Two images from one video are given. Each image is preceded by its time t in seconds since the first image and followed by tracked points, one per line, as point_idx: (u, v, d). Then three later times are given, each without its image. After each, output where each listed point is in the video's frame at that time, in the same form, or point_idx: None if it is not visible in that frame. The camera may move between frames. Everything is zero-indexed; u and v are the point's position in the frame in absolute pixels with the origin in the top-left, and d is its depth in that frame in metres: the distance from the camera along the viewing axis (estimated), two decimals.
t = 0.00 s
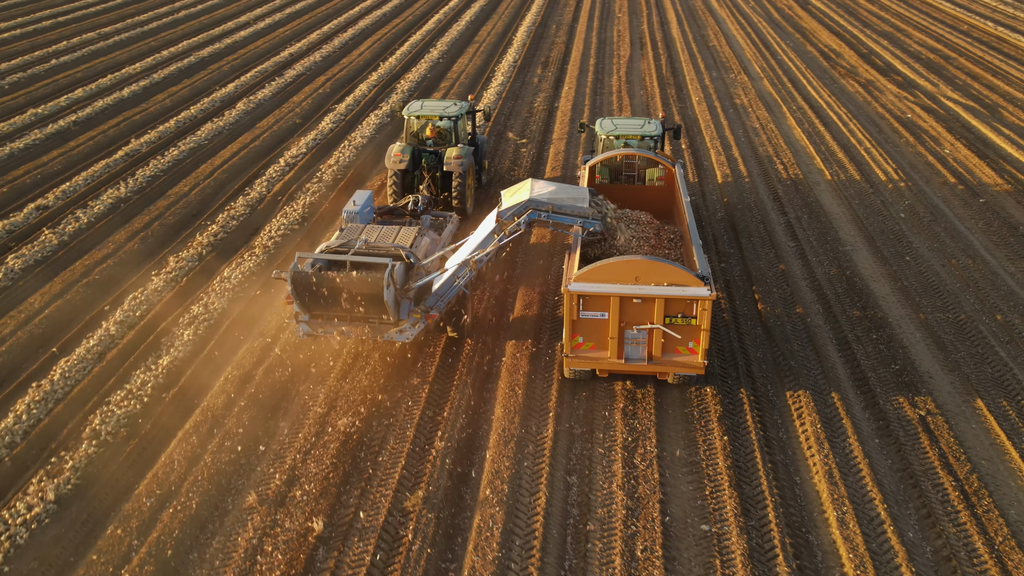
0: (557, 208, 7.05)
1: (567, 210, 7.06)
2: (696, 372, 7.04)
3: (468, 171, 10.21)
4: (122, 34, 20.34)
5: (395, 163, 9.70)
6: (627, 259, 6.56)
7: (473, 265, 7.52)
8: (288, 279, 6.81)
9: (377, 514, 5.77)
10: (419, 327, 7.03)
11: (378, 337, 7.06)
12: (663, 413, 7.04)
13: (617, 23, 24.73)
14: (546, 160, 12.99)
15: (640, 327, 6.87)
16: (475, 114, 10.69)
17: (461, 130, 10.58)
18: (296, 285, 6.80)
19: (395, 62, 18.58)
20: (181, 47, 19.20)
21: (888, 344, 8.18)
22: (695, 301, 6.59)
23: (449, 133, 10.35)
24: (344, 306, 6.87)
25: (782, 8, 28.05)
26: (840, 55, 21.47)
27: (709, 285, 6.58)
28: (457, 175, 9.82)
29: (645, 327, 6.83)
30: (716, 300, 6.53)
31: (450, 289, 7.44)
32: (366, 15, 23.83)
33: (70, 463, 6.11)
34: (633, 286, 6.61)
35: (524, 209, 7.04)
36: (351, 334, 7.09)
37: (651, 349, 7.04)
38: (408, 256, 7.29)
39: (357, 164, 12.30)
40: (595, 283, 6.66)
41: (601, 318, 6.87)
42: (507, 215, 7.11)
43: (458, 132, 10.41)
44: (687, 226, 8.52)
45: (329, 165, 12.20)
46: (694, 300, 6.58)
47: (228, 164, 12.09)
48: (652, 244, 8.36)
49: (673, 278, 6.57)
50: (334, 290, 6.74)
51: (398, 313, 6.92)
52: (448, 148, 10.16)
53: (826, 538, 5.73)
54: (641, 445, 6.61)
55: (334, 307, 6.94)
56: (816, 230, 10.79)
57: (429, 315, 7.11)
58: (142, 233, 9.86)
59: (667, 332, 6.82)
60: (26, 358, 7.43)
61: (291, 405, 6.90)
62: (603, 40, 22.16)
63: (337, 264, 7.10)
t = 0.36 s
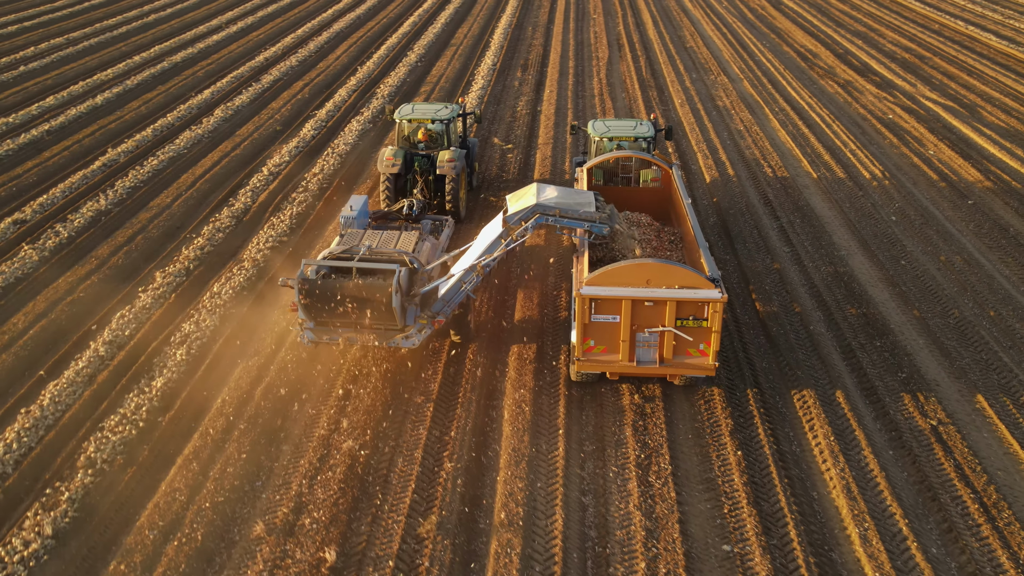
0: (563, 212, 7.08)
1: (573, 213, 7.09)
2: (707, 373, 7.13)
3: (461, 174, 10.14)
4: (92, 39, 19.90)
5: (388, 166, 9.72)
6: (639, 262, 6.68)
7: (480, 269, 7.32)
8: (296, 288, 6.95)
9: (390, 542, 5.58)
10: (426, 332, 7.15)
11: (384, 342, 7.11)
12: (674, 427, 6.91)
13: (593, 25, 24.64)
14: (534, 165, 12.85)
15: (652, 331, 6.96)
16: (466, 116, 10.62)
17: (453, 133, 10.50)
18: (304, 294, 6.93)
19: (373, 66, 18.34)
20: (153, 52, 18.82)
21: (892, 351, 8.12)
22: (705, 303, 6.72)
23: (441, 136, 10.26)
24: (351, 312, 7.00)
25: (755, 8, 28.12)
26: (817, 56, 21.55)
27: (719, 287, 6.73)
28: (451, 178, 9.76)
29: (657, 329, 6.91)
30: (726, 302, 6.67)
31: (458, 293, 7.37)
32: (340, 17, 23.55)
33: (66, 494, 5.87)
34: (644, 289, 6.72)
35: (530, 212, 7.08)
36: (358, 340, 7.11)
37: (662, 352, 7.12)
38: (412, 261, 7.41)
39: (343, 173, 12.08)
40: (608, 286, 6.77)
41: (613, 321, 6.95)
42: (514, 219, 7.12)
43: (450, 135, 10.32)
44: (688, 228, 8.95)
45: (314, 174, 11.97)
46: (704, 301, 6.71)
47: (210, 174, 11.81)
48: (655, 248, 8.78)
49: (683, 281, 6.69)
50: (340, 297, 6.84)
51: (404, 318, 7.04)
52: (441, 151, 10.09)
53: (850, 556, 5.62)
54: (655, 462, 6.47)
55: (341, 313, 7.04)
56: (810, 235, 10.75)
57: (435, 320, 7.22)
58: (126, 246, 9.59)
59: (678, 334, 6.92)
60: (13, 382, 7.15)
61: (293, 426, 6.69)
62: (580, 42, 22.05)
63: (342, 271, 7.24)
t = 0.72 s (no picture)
0: (575, 218, 7.06)
1: (585, 220, 7.07)
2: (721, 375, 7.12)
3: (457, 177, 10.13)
4: (64, 44, 19.45)
5: (384, 170, 9.68)
6: (653, 265, 6.64)
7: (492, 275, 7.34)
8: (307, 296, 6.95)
9: (410, 573, 5.39)
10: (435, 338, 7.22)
11: (394, 349, 7.23)
12: (690, 444, 6.77)
13: (572, 26, 24.52)
14: (526, 170, 12.68)
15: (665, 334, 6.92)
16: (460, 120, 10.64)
17: (448, 137, 10.52)
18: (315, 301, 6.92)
19: (354, 71, 18.08)
20: (128, 58, 18.43)
21: (902, 360, 8.05)
22: (719, 306, 6.72)
23: (436, 140, 10.29)
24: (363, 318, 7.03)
25: (733, 9, 28.14)
26: (798, 56, 21.57)
27: (732, 290, 6.72)
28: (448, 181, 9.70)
29: (670, 333, 6.88)
30: (740, 305, 6.66)
31: (469, 299, 7.42)
32: (318, 20, 23.24)
33: (68, 528, 5.62)
34: (658, 293, 6.69)
35: (542, 219, 7.00)
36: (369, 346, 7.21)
37: (676, 355, 7.09)
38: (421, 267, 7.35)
39: (333, 182, 11.85)
40: (622, 291, 6.73)
41: (627, 326, 6.91)
42: (526, 225, 7.05)
43: (446, 138, 10.38)
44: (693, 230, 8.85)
45: (303, 183, 11.73)
46: (718, 305, 6.70)
47: (196, 184, 11.53)
48: (659, 250, 8.59)
49: (697, 285, 6.67)
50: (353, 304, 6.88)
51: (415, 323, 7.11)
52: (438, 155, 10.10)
53: None
54: (675, 481, 6.33)
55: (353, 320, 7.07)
56: (809, 241, 10.68)
57: (445, 326, 7.29)
58: (113, 262, 9.31)
59: (692, 338, 6.90)
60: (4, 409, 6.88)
61: (301, 450, 6.48)
62: (561, 45, 21.91)
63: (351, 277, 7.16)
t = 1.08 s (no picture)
0: (585, 222, 6.89)
1: (596, 222, 6.89)
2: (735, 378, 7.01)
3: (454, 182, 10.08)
4: (38, 49, 19.02)
5: (383, 174, 9.53)
6: (668, 270, 6.48)
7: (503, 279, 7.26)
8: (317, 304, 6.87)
9: None
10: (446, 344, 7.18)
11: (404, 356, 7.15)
12: (710, 462, 6.62)
13: (554, 28, 24.37)
14: (520, 176, 12.50)
15: (681, 337, 6.80)
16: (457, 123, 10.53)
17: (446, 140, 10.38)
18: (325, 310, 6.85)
19: (338, 75, 17.81)
20: (105, 63, 18.04)
21: (915, 370, 7.95)
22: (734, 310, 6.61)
23: (434, 144, 10.15)
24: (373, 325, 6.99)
25: (713, 9, 28.12)
26: (781, 58, 21.57)
27: (746, 294, 6.62)
28: (446, 186, 9.68)
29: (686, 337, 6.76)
30: (755, 308, 6.56)
31: (479, 305, 7.40)
32: (297, 23, 22.92)
33: (73, 566, 5.38)
34: (674, 297, 6.56)
35: (552, 223, 6.91)
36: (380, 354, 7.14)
37: (691, 359, 6.96)
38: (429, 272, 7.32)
39: (324, 192, 11.61)
40: (637, 295, 6.58)
41: (643, 330, 6.77)
42: (537, 230, 6.97)
43: (444, 142, 10.23)
44: (698, 232, 8.73)
45: (294, 193, 11.47)
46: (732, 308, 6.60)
47: (183, 196, 11.25)
48: (666, 253, 8.52)
49: (712, 288, 6.55)
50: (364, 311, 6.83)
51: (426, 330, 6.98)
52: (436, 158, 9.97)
53: None
54: (698, 502, 6.18)
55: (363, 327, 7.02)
56: (810, 247, 10.59)
57: (455, 332, 7.24)
58: (103, 278, 9.02)
59: (707, 341, 6.78)
60: None
61: (311, 477, 6.27)
62: (544, 47, 21.75)
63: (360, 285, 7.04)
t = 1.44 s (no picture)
0: (595, 227, 6.66)
1: (605, 227, 6.66)
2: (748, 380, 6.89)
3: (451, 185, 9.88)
4: (10, 55, 18.57)
5: (379, 177, 9.34)
6: (682, 273, 6.34)
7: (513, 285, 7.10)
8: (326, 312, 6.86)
9: None
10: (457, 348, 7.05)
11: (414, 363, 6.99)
12: (731, 480, 6.48)
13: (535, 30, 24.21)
14: (513, 183, 12.31)
15: (695, 341, 6.66)
16: (452, 126, 10.36)
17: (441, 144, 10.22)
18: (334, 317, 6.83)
19: (321, 80, 17.53)
20: (82, 70, 17.65)
21: (928, 379, 7.85)
22: (747, 312, 6.49)
23: (429, 147, 9.99)
24: (381, 333, 6.93)
25: (692, 10, 28.09)
26: (764, 58, 21.54)
27: (759, 295, 6.50)
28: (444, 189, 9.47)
29: (700, 340, 6.62)
30: (768, 310, 6.44)
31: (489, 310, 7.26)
32: (275, 26, 22.60)
33: None
34: (687, 301, 6.42)
35: (560, 228, 6.63)
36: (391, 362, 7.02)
37: (704, 361, 6.82)
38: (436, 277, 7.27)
39: (315, 201, 11.37)
40: (652, 299, 6.42)
41: (657, 334, 6.62)
42: (545, 236, 6.68)
43: (439, 145, 10.08)
44: (702, 233, 8.59)
45: (285, 203, 11.22)
46: (746, 310, 6.48)
47: (171, 207, 10.96)
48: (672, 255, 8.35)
49: (726, 291, 6.41)
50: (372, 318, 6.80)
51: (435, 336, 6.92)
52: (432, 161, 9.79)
53: None
54: (723, 522, 6.03)
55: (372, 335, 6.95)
56: (811, 253, 10.48)
57: (465, 338, 7.14)
58: (93, 295, 8.74)
59: (721, 344, 6.65)
60: None
61: (324, 503, 6.06)
62: (527, 49, 21.58)
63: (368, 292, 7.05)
